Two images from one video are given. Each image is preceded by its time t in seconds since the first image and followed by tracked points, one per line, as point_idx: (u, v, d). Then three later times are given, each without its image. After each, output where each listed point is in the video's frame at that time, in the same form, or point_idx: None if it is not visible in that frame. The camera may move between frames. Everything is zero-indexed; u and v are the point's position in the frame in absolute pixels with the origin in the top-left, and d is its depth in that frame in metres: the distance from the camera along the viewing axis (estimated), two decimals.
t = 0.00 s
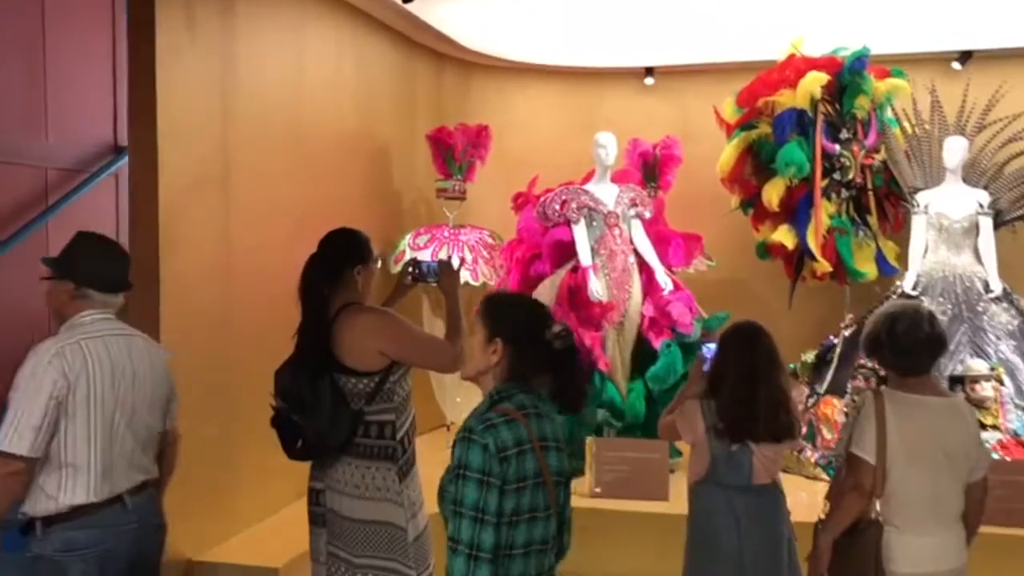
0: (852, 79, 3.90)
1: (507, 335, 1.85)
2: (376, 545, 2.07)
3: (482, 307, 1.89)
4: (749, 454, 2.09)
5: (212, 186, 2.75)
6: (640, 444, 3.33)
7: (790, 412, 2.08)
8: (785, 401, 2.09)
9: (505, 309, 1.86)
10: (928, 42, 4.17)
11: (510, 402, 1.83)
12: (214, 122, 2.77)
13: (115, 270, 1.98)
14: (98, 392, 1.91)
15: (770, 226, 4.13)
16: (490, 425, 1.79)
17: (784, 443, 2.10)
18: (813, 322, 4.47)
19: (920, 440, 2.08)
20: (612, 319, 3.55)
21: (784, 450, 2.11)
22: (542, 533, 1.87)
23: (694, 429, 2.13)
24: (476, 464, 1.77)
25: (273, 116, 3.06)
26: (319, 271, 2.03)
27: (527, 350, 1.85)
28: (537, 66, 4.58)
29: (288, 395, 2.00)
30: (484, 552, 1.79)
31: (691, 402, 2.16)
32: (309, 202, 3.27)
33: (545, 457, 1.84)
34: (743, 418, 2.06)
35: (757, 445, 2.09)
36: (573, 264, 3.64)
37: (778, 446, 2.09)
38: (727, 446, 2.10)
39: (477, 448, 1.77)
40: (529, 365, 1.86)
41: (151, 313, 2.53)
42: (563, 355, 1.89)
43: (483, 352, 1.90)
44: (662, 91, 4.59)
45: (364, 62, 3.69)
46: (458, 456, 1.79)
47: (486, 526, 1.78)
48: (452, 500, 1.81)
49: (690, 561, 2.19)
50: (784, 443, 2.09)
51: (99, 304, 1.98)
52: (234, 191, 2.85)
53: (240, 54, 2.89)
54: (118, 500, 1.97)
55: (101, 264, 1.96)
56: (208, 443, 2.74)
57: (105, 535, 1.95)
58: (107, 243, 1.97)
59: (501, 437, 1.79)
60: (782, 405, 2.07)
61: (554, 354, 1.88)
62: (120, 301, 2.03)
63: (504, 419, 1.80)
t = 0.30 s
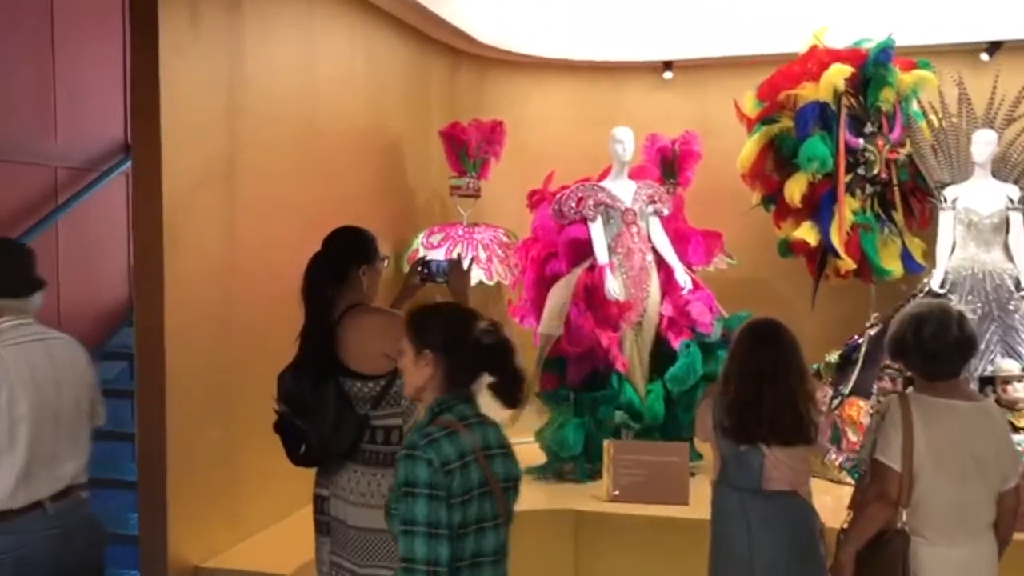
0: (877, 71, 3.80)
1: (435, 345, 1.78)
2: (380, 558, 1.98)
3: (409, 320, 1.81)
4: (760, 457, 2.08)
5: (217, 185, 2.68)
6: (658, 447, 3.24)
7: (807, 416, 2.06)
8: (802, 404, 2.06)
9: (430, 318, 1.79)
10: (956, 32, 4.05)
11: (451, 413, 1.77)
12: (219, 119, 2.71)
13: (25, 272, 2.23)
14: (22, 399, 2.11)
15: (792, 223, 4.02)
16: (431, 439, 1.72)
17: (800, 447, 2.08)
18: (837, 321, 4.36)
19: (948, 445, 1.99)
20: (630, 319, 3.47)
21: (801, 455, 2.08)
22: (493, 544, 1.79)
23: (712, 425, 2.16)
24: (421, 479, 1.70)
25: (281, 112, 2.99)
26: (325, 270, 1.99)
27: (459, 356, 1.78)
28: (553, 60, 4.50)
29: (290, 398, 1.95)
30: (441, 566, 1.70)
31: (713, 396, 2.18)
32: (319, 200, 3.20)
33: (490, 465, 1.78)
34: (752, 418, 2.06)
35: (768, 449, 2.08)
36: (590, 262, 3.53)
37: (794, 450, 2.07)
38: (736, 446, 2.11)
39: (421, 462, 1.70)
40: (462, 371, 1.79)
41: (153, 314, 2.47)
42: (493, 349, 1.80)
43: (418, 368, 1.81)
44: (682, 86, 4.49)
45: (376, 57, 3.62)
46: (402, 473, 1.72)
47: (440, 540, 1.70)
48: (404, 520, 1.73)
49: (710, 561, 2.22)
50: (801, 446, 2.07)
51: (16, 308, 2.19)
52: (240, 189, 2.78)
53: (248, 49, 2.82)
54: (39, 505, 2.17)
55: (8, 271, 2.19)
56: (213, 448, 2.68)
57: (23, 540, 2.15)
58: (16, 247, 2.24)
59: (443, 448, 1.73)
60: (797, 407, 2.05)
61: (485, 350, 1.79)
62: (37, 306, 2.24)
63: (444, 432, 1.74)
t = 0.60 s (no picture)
0: (902, 58, 3.67)
1: (323, 338, 1.64)
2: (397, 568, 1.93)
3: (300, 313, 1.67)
4: (790, 464, 2.02)
5: (222, 181, 2.60)
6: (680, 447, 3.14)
7: (838, 422, 2.00)
8: (833, 410, 2.01)
9: (319, 311, 1.65)
10: (986, 16, 3.91)
11: (347, 410, 1.63)
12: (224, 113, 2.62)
13: None
14: None
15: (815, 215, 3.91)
16: (320, 438, 1.58)
17: (832, 455, 2.01)
18: (862, 315, 4.24)
19: (990, 450, 1.87)
20: (649, 315, 3.38)
21: (834, 464, 2.01)
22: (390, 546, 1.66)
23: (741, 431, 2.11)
24: (306, 482, 1.54)
25: (289, 106, 2.90)
26: (331, 267, 1.91)
27: (356, 345, 1.63)
28: (568, 52, 4.39)
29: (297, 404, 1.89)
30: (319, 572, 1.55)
31: (743, 401, 2.14)
32: (329, 196, 3.11)
33: (388, 463, 1.65)
34: (779, 422, 2.01)
35: (798, 455, 2.02)
36: (607, 257, 3.46)
37: (826, 458, 2.01)
38: (765, 451, 2.05)
39: (307, 463, 1.55)
40: (362, 360, 1.64)
41: (157, 315, 2.39)
42: (386, 336, 1.65)
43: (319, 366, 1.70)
44: (700, 76, 4.38)
45: (385, 50, 3.53)
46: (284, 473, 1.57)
47: (319, 544, 1.55)
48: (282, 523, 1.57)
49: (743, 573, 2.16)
50: (833, 454, 2.00)
51: None
52: (246, 185, 2.70)
53: (253, 41, 2.74)
54: None
55: None
56: (221, 452, 2.60)
57: None
58: None
59: (336, 447, 1.58)
60: (827, 413, 2.00)
61: (378, 337, 1.64)
62: None
63: (337, 431, 1.60)
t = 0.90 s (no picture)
0: (929, 54, 3.56)
1: (243, 351, 1.65)
2: None
3: (219, 324, 1.68)
4: (830, 484, 2.01)
5: (230, 187, 2.51)
6: (705, 459, 3.04)
7: (880, 442, 1.98)
8: (874, 429, 1.99)
9: (236, 324, 1.67)
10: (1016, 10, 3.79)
11: (265, 425, 1.63)
12: (231, 117, 2.54)
13: None
14: None
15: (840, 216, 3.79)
16: (235, 454, 1.58)
17: (873, 476, 1.99)
18: (890, 319, 4.13)
19: None
20: (670, 322, 3.28)
21: (877, 485, 2.00)
22: (311, 563, 1.66)
23: (779, 448, 2.10)
24: (211, 498, 1.54)
25: (298, 110, 2.82)
26: (340, 278, 1.83)
27: (272, 359, 1.65)
28: (584, 52, 4.29)
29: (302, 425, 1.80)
30: None
31: (781, 416, 2.13)
32: (341, 202, 3.02)
33: (308, 478, 1.64)
34: (817, 442, 2.00)
35: (838, 476, 2.00)
36: (627, 262, 3.36)
37: (868, 479, 1.99)
38: (804, 471, 2.04)
39: (215, 479, 1.55)
40: (277, 377, 1.66)
41: (163, 328, 2.31)
42: (303, 353, 1.68)
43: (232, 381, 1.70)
44: (719, 76, 4.27)
45: (398, 51, 3.44)
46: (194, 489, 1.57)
47: (214, 565, 1.54)
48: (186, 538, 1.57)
49: None
50: (876, 475, 1.99)
51: None
52: (255, 192, 2.61)
53: (260, 43, 2.65)
54: None
55: None
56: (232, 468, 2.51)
57: None
58: None
59: (251, 463, 1.58)
60: (868, 432, 1.98)
61: (294, 353, 1.67)
62: None
63: (255, 446, 1.60)
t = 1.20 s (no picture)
0: (958, 53, 3.44)
1: (177, 363, 1.73)
2: None
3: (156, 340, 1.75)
4: (866, 503, 1.94)
5: (240, 195, 2.44)
6: (729, 471, 2.94)
7: (918, 460, 1.91)
8: (912, 447, 1.91)
9: (172, 337, 1.74)
10: None
11: (202, 435, 1.71)
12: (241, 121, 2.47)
13: None
14: None
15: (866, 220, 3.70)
16: (172, 462, 1.65)
17: (912, 495, 1.92)
18: (918, 325, 4.02)
19: None
20: (693, 329, 3.18)
21: (915, 504, 1.92)
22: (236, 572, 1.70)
23: (812, 464, 2.04)
24: (148, 502, 1.61)
25: (310, 114, 2.75)
26: (350, 285, 1.76)
27: (205, 370, 1.72)
28: (601, 54, 4.21)
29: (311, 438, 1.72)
30: None
31: (814, 432, 2.07)
32: (354, 208, 2.95)
33: (240, 489, 1.71)
34: (852, 459, 1.94)
35: (874, 495, 1.93)
36: (648, 268, 3.27)
37: (906, 498, 1.92)
38: (837, 488, 1.97)
39: (152, 485, 1.62)
40: (211, 386, 1.73)
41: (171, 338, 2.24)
42: (237, 361, 1.75)
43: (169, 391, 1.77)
44: (741, 77, 4.18)
45: (412, 55, 3.37)
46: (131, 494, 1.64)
47: (150, 568, 1.60)
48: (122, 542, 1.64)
49: None
50: (914, 495, 1.92)
51: None
52: (267, 199, 2.54)
53: (271, 46, 2.59)
54: None
55: None
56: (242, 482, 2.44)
57: None
58: None
59: (186, 471, 1.65)
60: (906, 450, 1.91)
61: (227, 362, 1.74)
62: None
63: (191, 455, 1.67)
